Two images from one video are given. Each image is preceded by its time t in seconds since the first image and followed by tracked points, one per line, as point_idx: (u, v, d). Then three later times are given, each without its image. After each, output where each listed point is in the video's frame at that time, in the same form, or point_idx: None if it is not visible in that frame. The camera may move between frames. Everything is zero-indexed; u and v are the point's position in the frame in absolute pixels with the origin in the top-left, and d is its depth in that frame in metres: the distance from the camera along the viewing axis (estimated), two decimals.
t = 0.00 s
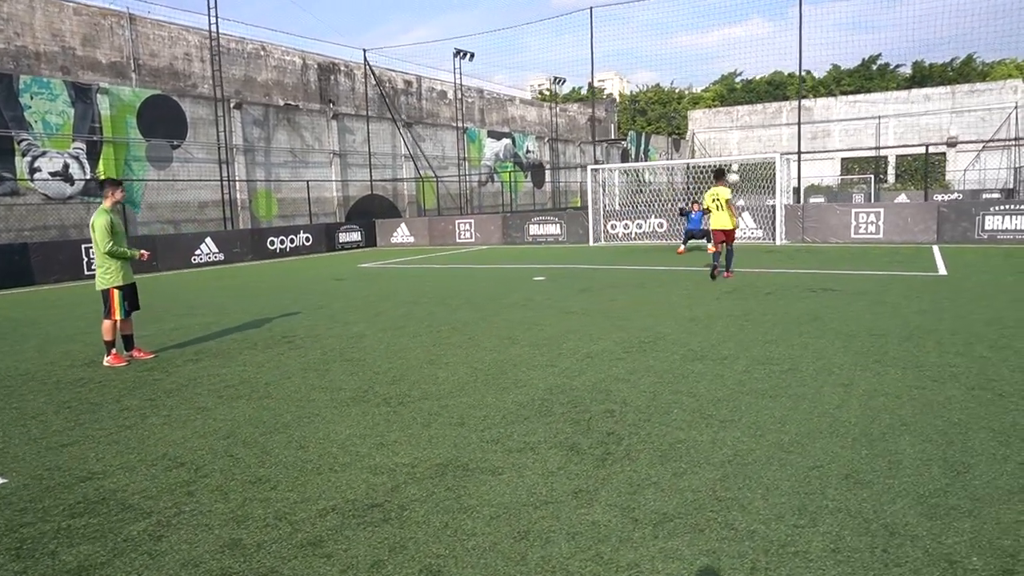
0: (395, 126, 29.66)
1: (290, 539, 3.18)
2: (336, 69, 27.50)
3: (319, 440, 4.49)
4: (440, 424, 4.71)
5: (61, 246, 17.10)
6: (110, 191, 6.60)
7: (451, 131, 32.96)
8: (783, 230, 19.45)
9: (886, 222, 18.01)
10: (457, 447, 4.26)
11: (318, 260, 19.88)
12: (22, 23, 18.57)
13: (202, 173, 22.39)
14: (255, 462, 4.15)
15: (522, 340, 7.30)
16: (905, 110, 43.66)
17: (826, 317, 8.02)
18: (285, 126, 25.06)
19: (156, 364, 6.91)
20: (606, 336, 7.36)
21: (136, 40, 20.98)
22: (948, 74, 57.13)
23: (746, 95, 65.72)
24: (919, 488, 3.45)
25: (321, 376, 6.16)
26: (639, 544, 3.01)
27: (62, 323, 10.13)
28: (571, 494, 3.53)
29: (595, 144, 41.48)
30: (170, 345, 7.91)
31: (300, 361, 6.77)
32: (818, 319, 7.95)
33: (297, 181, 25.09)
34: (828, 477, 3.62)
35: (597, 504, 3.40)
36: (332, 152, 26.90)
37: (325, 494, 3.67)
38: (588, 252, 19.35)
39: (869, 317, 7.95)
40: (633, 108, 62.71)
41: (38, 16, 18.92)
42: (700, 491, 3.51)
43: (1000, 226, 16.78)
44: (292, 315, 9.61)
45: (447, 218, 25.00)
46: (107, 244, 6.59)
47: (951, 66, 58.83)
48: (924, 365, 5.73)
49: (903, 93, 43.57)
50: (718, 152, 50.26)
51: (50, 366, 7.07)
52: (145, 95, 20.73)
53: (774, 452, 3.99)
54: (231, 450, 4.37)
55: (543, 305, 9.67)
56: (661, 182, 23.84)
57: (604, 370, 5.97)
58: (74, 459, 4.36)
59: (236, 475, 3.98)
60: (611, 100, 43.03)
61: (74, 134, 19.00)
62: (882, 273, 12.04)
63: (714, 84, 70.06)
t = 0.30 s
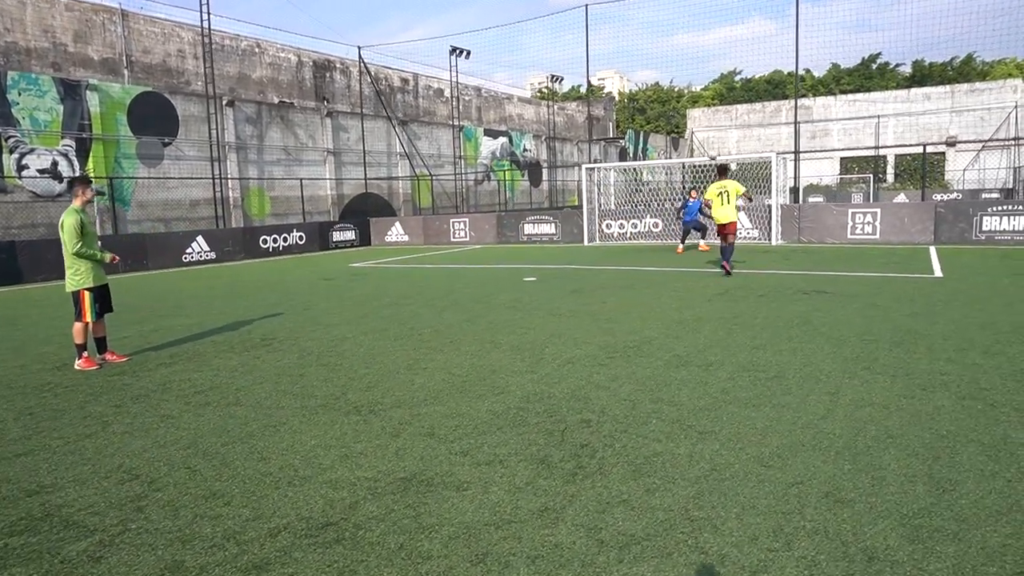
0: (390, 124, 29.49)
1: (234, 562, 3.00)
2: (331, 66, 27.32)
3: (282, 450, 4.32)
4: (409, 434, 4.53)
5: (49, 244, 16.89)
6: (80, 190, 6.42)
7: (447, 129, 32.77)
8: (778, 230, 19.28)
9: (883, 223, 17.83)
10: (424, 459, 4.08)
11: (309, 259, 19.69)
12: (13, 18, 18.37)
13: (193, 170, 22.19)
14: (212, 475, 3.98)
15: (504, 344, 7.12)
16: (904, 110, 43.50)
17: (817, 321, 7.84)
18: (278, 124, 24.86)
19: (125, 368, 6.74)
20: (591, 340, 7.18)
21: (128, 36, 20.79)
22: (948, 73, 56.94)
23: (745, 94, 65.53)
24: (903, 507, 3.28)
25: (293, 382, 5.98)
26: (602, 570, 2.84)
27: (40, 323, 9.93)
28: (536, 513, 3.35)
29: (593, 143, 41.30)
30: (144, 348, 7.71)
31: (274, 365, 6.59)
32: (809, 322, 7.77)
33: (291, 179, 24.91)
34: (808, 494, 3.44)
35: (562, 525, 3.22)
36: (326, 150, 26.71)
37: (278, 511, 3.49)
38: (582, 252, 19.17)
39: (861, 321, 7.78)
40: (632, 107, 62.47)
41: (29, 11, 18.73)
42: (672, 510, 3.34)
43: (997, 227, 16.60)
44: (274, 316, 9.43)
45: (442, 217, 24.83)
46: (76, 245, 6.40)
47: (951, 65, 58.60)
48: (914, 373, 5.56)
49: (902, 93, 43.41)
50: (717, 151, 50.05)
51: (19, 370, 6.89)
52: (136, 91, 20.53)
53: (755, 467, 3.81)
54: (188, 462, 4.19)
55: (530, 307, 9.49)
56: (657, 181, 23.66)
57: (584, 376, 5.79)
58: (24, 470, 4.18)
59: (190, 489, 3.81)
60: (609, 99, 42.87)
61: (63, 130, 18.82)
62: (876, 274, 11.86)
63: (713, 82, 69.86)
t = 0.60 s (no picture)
0: (387, 122, 29.31)
1: None
2: (328, 64, 27.14)
3: (251, 461, 4.12)
4: (385, 444, 4.33)
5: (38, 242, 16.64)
6: (52, 187, 6.23)
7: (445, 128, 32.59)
8: (777, 232, 19.10)
9: (882, 225, 17.66)
10: (398, 472, 3.89)
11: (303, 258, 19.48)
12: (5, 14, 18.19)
13: (187, 168, 21.99)
14: (173, 487, 3.78)
15: (492, 348, 6.93)
16: (904, 111, 43.32)
17: (813, 325, 7.65)
18: (273, 122, 24.67)
19: (100, 371, 6.55)
20: (581, 344, 6.99)
21: (122, 33, 20.62)
22: (948, 74, 56.76)
23: (745, 94, 65.37)
24: (900, 528, 3.08)
25: (271, 387, 5.79)
26: None
27: (22, 323, 9.73)
28: (511, 532, 3.15)
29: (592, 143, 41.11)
30: (122, 349, 7.52)
31: (254, 369, 6.39)
32: (805, 327, 7.59)
33: (286, 177, 24.72)
34: (801, 513, 3.25)
35: (537, 546, 3.02)
36: (322, 149, 26.52)
37: (238, 528, 3.30)
38: (578, 253, 18.98)
39: (858, 325, 7.60)
40: (631, 106, 62.30)
41: (21, 7, 18.55)
42: (654, 530, 3.14)
43: (997, 229, 16.41)
44: (259, 318, 9.23)
45: (438, 217, 24.63)
46: (46, 245, 6.21)
47: (952, 67, 58.43)
48: (912, 381, 5.37)
49: (902, 94, 43.24)
50: (716, 151, 49.86)
51: None
52: (128, 88, 20.33)
53: (744, 482, 3.61)
54: (150, 474, 3.99)
55: (521, 309, 9.31)
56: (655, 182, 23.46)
57: (571, 382, 5.60)
58: None
59: (148, 503, 3.61)
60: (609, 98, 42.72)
61: (53, 127, 18.63)
62: (875, 277, 11.69)
63: (713, 83, 69.75)
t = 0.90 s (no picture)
0: (412, 120, 29.26)
1: None
2: (354, 62, 27.14)
3: (259, 470, 3.96)
4: (399, 454, 4.14)
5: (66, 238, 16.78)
6: (64, 185, 6.14)
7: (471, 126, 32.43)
8: (808, 234, 18.63)
9: (919, 226, 17.12)
10: (409, 486, 3.70)
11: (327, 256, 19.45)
12: (37, 13, 18.41)
13: (213, 165, 22.11)
14: (175, 498, 3.63)
15: (513, 352, 6.73)
16: (940, 109, 42.22)
17: (849, 332, 7.33)
18: (299, 120, 24.70)
19: (115, 371, 6.47)
20: (605, 349, 6.75)
21: (151, 31, 20.77)
22: (987, 72, 55.24)
23: (775, 92, 64.31)
24: (952, 565, 2.81)
25: (285, 390, 5.65)
26: None
27: (44, 320, 9.74)
28: (526, 557, 2.95)
29: (618, 141, 40.69)
30: (139, 348, 7.45)
31: (269, 371, 6.26)
32: (841, 334, 7.26)
33: (311, 175, 24.77)
34: (840, 543, 2.99)
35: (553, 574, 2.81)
36: (347, 146, 26.52)
37: (239, 545, 3.12)
38: (603, 253, 18.69)
39: (896, 333, 7.26)
40: (658, 105, 61.61)
41: (53, 6, 18.77)
42: (680, 559, 2.91)
43: None
44: (278, 317, 9.13)
45: (463, 216, 24.50)
46: (60, 243, 6.13)
47: (991, 64, 56.86)
48: (959, 395, 5.05)
49: (939, 92, 42.14)
50: (745, 150, 49.08)
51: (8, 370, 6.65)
52: (156, 86, 20.47)
53: (777, 506, 3.35)
54: (154, 482, 3.85)
55: (543, 311, 9.09)
56: (682, 181, 23.06)
57: (594, 391, 5.37)
58: None
59: (149, 514, 3.46)
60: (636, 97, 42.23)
61: (82, 124, 18.82)
62: (912, 281, 11.27)
63: (742, 81, 68.79)
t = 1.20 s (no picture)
0: (486, 119, 29.27)
1: None
2: (430, 61, 27.39)
3: (319, 479, 3.83)
4: (463, 469, 3.93)
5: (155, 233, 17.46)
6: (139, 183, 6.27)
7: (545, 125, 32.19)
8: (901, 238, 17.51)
9: None
10: (472, 504, 3.48)
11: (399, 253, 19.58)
12: (134, 17, 19.35)
13: (293, 163, 22.66)
14: (234, 505, 3.54)
15: (584, 359, 6.44)
16: None
17: (954, 348, 6.69)
18: (375, 118, 25.04)
19: (188, 367, 6.54)
20: (681, 359, 6.39)
21: (238, 33, 21.53)
22: None
23: (864, 89, 61.35)
24: None
25: (351, 393, 5.54)
26: None
27: (130, 313, 10.09)
28: None
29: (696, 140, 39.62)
30: (213, 344, 7.54)
31: (336, 372, 6.19)
32: (945, 349, 6.64)
33: (386, 173, 25.07)
34: None
35: None
36: (422, 145, 26.72)
37: (292, 561, 2.98)
38: (679, 255, 18.09)
39: (1010, 350, 6.58)
40: (738, 102, 59.80)
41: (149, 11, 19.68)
42: None
43: None
44: (349, 315, 9.12)
45: (535, 215, 24.28)
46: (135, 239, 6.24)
47: None
48: None
49: None
50: (830, 149, 47.00)
51: (90, 362, 6.84)
52: (240, 86, 21.09)
53: (882, 550, 2.96)
54: (215, 486, 3.77)
55: (616, 316, 8.75)
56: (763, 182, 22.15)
57: (671, 405, 5.02)
58: (50, 483, 3.89)
59: (207, 521, 3.37)
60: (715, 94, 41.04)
61: (172, 123, 19.55)
62: None
63: (828, 78, 65.98)
